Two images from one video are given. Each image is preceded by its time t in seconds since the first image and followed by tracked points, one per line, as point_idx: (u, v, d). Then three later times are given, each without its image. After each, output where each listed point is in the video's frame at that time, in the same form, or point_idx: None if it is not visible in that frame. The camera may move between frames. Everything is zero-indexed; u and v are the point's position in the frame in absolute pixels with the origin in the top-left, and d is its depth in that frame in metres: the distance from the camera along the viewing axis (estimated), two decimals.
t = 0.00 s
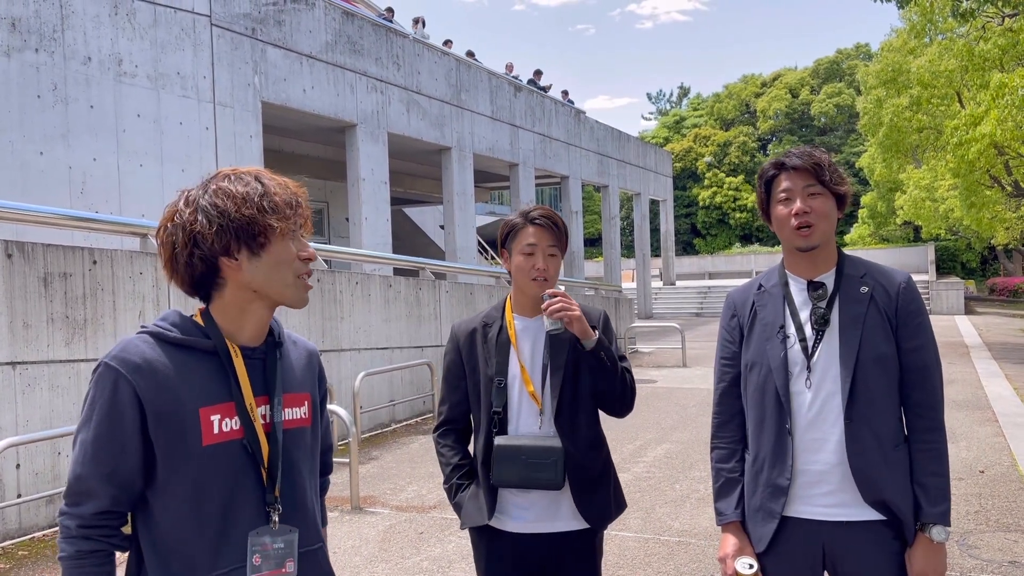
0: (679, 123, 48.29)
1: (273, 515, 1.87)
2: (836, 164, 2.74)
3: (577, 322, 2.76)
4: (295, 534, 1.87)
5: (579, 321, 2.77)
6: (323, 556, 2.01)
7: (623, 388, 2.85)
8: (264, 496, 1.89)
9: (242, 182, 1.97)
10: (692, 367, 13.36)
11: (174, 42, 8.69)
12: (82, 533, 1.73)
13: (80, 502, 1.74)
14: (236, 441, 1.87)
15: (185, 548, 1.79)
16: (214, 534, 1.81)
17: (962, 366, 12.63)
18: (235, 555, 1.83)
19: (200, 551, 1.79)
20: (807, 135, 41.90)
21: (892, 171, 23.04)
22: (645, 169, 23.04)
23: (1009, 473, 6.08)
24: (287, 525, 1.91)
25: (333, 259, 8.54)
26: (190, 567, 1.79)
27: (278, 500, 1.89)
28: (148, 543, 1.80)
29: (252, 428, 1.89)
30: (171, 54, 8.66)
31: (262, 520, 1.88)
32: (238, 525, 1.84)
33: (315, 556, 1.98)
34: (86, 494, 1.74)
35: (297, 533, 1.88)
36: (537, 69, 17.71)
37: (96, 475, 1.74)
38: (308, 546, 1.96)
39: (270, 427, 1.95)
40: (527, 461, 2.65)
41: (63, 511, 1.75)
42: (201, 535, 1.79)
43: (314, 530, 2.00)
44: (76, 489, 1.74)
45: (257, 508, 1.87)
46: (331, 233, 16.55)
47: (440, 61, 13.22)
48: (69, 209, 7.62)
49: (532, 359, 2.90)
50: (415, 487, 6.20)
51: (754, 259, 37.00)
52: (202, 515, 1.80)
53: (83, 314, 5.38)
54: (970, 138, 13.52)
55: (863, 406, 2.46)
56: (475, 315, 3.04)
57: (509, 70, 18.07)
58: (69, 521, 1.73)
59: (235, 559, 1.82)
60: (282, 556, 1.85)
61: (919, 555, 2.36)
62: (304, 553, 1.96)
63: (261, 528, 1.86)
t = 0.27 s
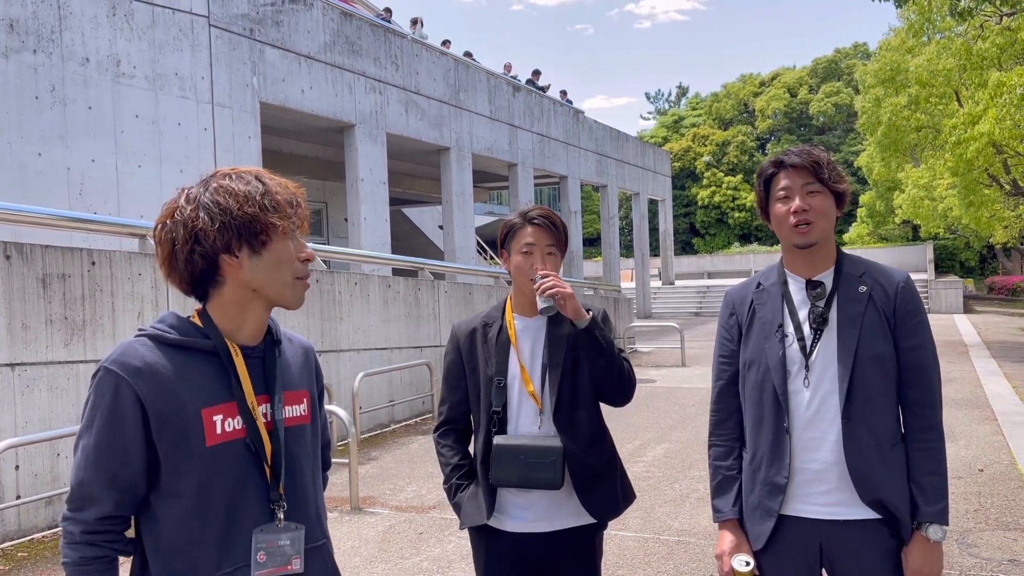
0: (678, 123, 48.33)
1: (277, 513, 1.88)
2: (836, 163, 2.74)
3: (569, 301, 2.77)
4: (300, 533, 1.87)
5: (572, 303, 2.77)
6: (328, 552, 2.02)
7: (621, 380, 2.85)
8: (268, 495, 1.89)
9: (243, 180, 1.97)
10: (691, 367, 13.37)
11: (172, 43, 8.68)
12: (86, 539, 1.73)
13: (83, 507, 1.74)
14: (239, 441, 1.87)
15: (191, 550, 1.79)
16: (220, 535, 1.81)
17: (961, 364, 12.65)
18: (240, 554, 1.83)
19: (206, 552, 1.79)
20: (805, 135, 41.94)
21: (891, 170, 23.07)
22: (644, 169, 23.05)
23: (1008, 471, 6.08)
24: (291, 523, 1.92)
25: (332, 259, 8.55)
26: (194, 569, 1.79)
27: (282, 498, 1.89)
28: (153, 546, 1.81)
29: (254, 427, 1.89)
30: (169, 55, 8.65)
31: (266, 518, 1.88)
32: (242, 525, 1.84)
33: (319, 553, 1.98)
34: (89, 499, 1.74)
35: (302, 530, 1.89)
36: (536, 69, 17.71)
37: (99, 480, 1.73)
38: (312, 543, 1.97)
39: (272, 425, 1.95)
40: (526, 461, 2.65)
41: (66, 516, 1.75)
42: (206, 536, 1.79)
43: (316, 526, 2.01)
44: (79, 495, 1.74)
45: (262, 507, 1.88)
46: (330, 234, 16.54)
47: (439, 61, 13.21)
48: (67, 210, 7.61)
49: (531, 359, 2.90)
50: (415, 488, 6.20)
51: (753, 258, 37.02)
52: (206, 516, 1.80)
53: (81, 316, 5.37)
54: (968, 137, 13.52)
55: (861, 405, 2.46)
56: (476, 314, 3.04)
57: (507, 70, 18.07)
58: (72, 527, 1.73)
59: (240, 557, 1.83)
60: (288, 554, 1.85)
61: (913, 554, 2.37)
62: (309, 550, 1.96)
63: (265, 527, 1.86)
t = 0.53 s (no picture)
0: (676, 122, 48.36)
1: (277, 514, 1.88)
2: (830, 162, 2.72)
3: (563, 293, 2.79)
4: (301, 533, 1.87)
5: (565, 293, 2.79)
6: (329, 552, 2.02)
7: (620, 377, 2.84)
8: (268, 496, 1.89)
9: (237, 183, 1.97)
10: (690, 366, 13.36)
11: (170, 44, 8.68)
12: (87, 542, 1.73)
13: (83, 510, 1.74)
14: (239, 443, 1.87)
15: (193, 553, 1.78)
16: (221, 537, 1.81)
17: (960, 363, 12.65)
18: (242, 556, 1.83)
19: (208, 556, 1.79)
20: (804, 134, 41.97)
21: (889, 169, 23.10)
22: (642, 168, 23.05)
23: (1008, 470, 6.09)
24: (292, 523, 1.92)
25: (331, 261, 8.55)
26: (196, 571, 1.79)
27: (282, 499, 1.89)
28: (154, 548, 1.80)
29: (254, 429, 1.89)
30: (167, 56, 8.64)
31: (266, 520, 1.88)
32: (243, 527, 1.84)
33: (319, 553, 1.98)
34: (89, 503, 1.73)
35: (302, 530, 1.89)
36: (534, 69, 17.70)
37: (99, 484, 1.73)
38: (313, 544, 1.97)
39: (270, 427, 1.94)
40: (524, 460, 2.64)
41: (66, 520, 1.74)
42: (208, 538, 1.79)
43: (317, 525, 2.01)
44: (79, 499, 1.73)
45: (262, 508, 1.88)
46: (329, 234, 16.54)
47: (437, 62, 13.21)
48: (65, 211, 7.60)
49: (530, 358, 2.89)
50: (414, 488, 6.19)
51: (752, 257, 37.02)
52: (207, 518, 1.80)
53: (81, 317, 5.37)
54: (967, 135, 13.53)
55: (860, 404, 2.46)
56: (476, 314, 3.04)
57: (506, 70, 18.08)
58: (73, 530, 1.73)
59: (242, 559, 1.83)
60: (289, 555, 1.85)
61: (909, 552, 2.38)
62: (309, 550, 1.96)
63: (266, 528, 1.86)
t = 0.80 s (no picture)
0: (675, 122, 48.40)
1: (278, 516, 1.88)
2: (828, 161, 2.71)
3: (559, 297, 2.77)
4: (303, 534, 1.87)
5: (561, 298, 2.78)
6: (330, 553, 2.02)
7: (618, 379, 2.84)
8: (268, 498, 1.89)
9: (236, 186, 1.97)
10: (690, 366, 13.36)
11: (168, 46, 8.68)
12: (88, 545, 1.72)
13: (84, 513, 1.73)
14: (239, 444, 1.87)
15: (195, 555, 1.78)
16: (223, 538, 1.81)
17: (960, 361, 12.66)
18: (244, 558, 1.82)
19: (210, 558, 1.79)
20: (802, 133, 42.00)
21: (888, 168, 23.12)
22: (641, 169, 23.06)
23: (1008, 468, 6.08)
24: (293, 524, 1.92)
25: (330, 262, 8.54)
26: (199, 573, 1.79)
27: (283, 500, 1.89)
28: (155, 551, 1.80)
29: (254, 430, 1.89)
30: (165, 59, 8.64)
31: (267, 521, 1.88)
32: (244, 529, 1.84)
33: (321, 555, 1.98)
34: (90, 506, 1.73)
35: (304, 532, 1.89)
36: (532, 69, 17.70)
37: (100, 486, 1.73)
38: (314, 545, 1.97)
39: (271, 428, 1.95)
40: (521, 461, 2.64)
41: (67, 523, 1.74)
42: (210, 540, 1.79)
43: (318, 527, 2.01)
44: (80, 501, 1.73)
45: (263, 510, 1.88)
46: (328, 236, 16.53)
47: (436, 63, 13.22)
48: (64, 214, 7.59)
49: (530, 359, 2.89)
50: (415, 489, 6.19)
51: (751, 257, 37.03)
52: (209, 520, 1.80)
53: (80, 320, 5.37)
54: (965, 134, 13.54)
55: (860, 403, 2.46)
56: (476, 315, 3.04)
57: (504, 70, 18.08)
58: (74, 533, 1.72)
59: (244, 561, 1.83)
60: (291, 556, 1.85)
61: (909, 549, 2.38)
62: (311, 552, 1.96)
63: (268, 529, 1.85)
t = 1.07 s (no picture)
0: (674, 122, 48.43)
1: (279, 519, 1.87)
2: (826, 161, 2.71)
3: (561, 324, 2.70)
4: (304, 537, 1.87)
5: (563, 323, 2.70)
6: (331, 556, 2.02)
7: (620, 388, 2.81)
8: (269, 501, 1.88)
9: (238, 188, 1.96)
10: (690, 366, 13.36)
11: (167, 49, 8.68)
12: (90, 548, 1.72)
13: (85, 516, 1.73)
14: (240, 447, 1.86)
15: (197, 558, 1.78)
16: (226, 541, 1.80)
17: (960, 360, 12.65)
18: (246, 561, 1.82)
19: (212, 561, 1.78)
20: (801, 133, 42.02)
21: (888, 167, 23.13)
22: (640, 169, 23.07)
23: (1008, 467, 6.08)
24: (294, 527, 1.91)
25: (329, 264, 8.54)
26: None
27: (284, 504, 1.88)
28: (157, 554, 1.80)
29: (255, 433, 1.89)
30: (164, 61, 8.64)
31: (268, 524, 1.87)
32: (246, 532, 1.83)
33: (322, 558, 1.98)
34: (91, 508, 1.72)
35: (305, 534, 1.89)
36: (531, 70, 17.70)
37: (100, 490, 1.72)
38: (316, 548, 1.97)
39: (272, 431, 1.94)
40: (522, 463, 2.64)
41: (68, 526, 1.73)
42: (211, 543, 1.79)
43: (319, 530, 2.01)
44: (81, 504, 1.72)
45: (265, 512, 1.87)
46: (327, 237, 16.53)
47: (434, 64, 13.21)
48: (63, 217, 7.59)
49: (530, 361, 2.88)
50: (415, 491, 6.18)
51: (751, 257, 37.03)
52: (211, 523, 1.79)
53: (79, 323, 5.36)
54: (964, 133, 13.53)
55: (860, 402, 2.45)
56: (476, 316, 3.05)
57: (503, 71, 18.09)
58: (75, 536, 1.71)
59: (245, 565, 1.82)
60: (292, 559, 1.85)
61: (909, 547, 2.37)
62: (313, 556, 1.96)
63: (269, 533, 1.85)
